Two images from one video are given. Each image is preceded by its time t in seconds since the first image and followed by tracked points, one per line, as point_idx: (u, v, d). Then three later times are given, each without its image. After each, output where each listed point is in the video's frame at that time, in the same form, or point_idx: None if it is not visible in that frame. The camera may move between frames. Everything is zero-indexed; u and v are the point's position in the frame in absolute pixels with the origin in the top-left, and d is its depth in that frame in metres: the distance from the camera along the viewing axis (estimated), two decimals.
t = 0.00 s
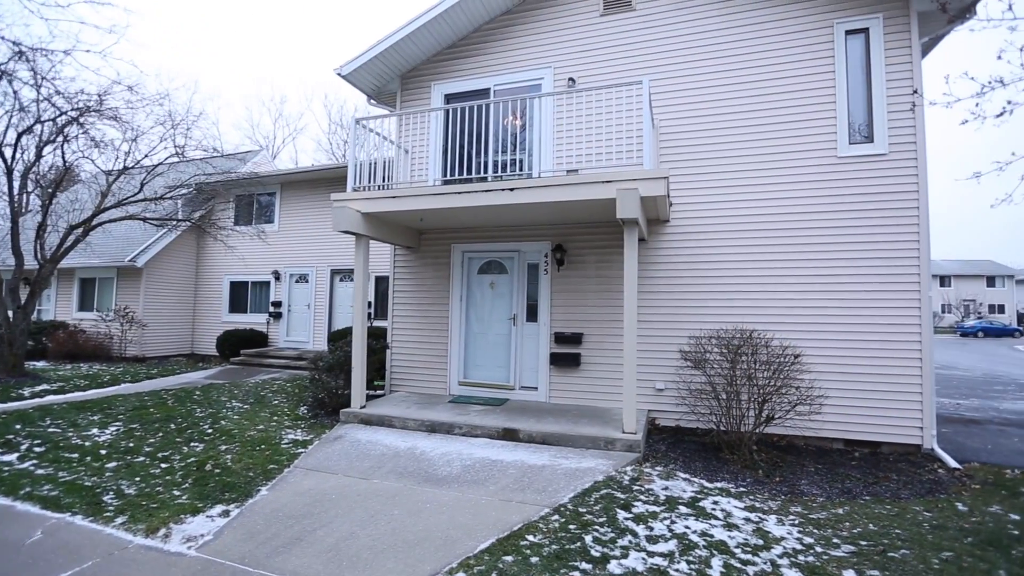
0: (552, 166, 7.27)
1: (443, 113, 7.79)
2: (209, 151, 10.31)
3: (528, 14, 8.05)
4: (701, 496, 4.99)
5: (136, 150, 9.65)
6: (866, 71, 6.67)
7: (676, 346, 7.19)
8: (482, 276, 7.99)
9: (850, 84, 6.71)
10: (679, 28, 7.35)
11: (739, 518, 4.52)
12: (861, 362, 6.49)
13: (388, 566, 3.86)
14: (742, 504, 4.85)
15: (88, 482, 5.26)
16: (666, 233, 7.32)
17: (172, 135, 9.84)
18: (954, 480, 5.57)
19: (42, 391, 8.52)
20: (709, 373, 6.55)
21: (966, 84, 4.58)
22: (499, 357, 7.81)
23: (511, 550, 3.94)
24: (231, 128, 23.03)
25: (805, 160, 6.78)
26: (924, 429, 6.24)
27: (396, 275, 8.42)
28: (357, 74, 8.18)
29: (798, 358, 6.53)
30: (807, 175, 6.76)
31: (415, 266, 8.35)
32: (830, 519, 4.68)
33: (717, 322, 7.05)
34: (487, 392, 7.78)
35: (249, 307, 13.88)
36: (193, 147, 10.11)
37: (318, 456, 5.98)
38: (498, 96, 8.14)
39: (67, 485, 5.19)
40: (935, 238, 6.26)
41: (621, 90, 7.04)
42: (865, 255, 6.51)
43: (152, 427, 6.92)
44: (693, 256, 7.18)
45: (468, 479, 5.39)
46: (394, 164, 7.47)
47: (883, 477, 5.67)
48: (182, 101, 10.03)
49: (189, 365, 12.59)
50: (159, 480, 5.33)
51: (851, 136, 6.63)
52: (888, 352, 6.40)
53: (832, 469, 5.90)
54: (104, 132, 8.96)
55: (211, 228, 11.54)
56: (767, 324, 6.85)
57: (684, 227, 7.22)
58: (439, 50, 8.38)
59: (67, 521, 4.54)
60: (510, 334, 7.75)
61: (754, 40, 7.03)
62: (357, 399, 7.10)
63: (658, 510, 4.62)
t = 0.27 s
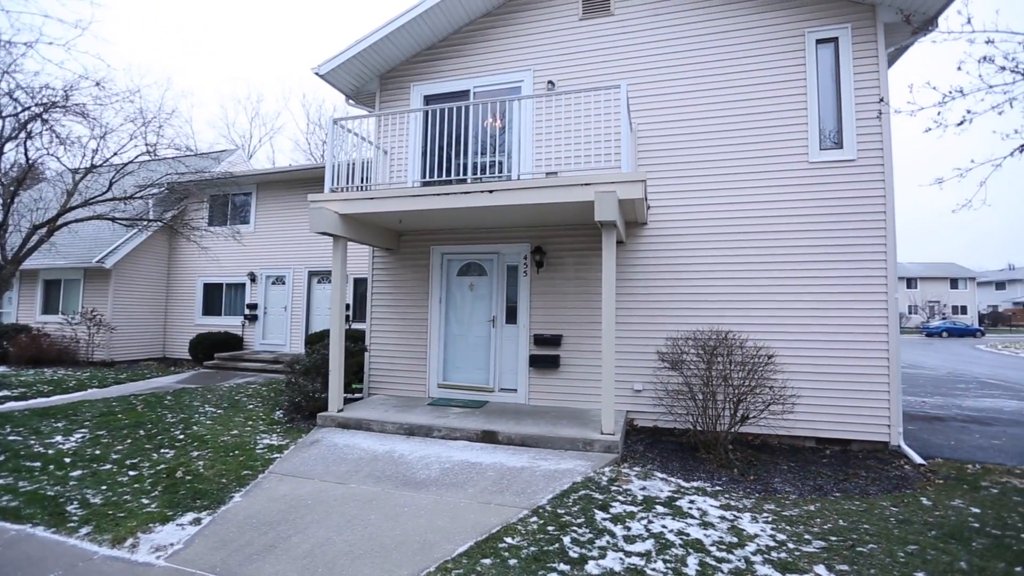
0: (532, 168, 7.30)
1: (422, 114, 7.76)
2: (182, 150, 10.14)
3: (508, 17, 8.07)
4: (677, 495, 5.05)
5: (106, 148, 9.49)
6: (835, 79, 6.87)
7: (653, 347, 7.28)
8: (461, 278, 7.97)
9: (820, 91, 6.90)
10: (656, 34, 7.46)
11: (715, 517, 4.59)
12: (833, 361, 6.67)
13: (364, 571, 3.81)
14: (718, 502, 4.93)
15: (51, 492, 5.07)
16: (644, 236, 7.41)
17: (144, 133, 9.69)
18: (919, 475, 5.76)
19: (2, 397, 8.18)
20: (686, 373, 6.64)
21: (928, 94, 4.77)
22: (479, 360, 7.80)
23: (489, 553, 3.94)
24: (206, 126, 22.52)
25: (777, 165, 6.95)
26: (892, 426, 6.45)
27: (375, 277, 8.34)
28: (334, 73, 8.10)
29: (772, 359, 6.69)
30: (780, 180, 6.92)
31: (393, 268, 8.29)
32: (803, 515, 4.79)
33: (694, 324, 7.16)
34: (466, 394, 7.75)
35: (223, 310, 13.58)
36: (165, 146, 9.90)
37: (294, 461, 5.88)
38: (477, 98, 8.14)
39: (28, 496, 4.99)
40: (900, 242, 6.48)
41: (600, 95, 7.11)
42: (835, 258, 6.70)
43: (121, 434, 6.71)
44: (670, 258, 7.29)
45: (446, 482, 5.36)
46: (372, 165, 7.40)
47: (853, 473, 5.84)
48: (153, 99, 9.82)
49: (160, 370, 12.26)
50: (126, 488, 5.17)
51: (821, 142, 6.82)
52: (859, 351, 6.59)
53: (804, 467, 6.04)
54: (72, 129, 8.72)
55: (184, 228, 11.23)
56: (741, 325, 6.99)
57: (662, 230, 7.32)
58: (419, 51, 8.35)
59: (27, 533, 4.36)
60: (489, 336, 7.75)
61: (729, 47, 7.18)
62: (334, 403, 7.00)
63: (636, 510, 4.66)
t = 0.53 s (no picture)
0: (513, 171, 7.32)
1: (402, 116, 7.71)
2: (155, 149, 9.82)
3: (489, 21, 8.08)
4: (656, 496, 5.09)
5: (74, 148, 9.19)
6: (808, 87, 7.06)
7: (632, 350, 7.35)
8: (441, 281, 7.94)
9: (793, 98, 7.07)
10: (635, 40, 7.56)
11: (693, 517, 4.64)
12: (808, 362, 6.82)
13: None
14: (696, 503, 4.98)
15: (12, 503, 4.87)
16: (624, 240, 7.48)
17: (115, 131, 9.43)
18: (889, 473, 5.93)
19: None
20: (664, 375, 6.71)
21: (895, 102, 4.92)
22: (460, 363, 7.77)
23: (469, 557, 3.92)
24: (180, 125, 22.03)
25: (752, 170, 7.09)
26: (862, 425, 6.63)
27: (354, 280, 8.25)
28: (312, 74, 8.00)
29: (748, 360, 6.81)
30: (756, 185, 7.06)
31: (373, 271, 8.22)
32: (779, 513, 4.88)
33: (672, 326, 7.25)
34: (447, 398, 7.71)
35: (198, 313, 13.28)
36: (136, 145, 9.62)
37: (270, 467, 5.76)
38: (458, 100, 8.13)
39: None
40: (870, 246, 6.67)
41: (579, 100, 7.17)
42: (808, 262, 6.86)
43: (89, 442, 6.50)
44: (649, 261, 7.37)
45: (426, 486, 5.31)
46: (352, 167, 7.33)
47: (826, 472, 5.98)
48: (126, 96, 9.60)
49: (130, 375, 11.92)
50: (93, 498, 5.00)
51: (795, 148, 6.99)
52: (832, 352, 6.75)
53: (780, 466, 6.16)
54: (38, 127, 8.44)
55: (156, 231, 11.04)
56: (718, 327, 7.11)
57: (641, 233, 7.41)
58: (399, 53, 8.31)
59: None
60: (470, 339, 7.73)
61: (706, 54, 7.31)
62: (311, 407, 6.90)
63: (615, 511, 4.68)
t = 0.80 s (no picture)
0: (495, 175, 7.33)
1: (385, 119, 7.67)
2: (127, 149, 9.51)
3: (472, 25, 8.10)
4: (637, 499, 5.11)
5: (43, 147, 8.98)
6: (783, 96, 7.23)
7: (613, 354, 7.40)
8: (423, 285, 7.89)
9: (769, 106, 7.23)
10: (616, 47, 7.65)
11: (673, 519, 4.67)
12: (785, 364, 6.94)
13: None
14: (676, 505, 5.02)
15: None
16: (605, 244, 7.53)
17: (87, 130, 9.24)
18: (863, 473, 6.06)
19: None
20: (645, 379, 6.76)
21: (866, 111, 5.06)
22: (442, 368, 7.72)
23: (450, 564, 3.88)
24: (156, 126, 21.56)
25: (730, 176, 7.22)
26: (837, 426, 6.77)
27: (334, 285, 8.15)
28: (293, 76, 7.93)
29: (727, 363, 6.95)
30: (733, 190, 7.19)
31: (354, 275, 8.13)
32: (758, 514, 4.95)
33: (652, 330, 7.31)
34: (429, 403, 7.65)
35: (173, 319, 12.99)
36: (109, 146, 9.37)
37: (248, 476, 5.64)
38: (440, 104, 8.12)
39: None
40: (843, 251, 6.84)
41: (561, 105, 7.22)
42: (784, 267, 7.01)
43: (56, 452, 6.27)
44: (630, 266, 7.44)
45: (408, 492, 5.24)
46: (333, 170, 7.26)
47: (802, 472, 6.10)
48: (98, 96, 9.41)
49: (101, 382, 11.57)
50: (61, 510, 4.82)
51: (771, 155, 7.14)
52: (809, 354, 6.89)
53: (758, 467, 6.25)
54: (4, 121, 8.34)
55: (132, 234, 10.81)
56: (697, 331, 7.20)
57: (622, 238, 7.47)
58: (381, 56, 8.28)
59: None
60: (452, 344, 7.69)
61: (685, 62, 7.44)
62: (291, 414, 6.78)
63: (597, 515, 4.69)
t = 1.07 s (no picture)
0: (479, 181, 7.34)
1: (368, 124, 7.64)
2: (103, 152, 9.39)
3: (456, 32, 8.12)
4: (621, 504, 5.13)
5: (15, 148, 8.86)
6: (762, 105, 7.37)
7: (596, 359, 7.43)
8: (407, 291, 7.86)
9: (748, 115, 7.37)
10: (599, 55, 7.73)
11: (656, 524, 4.70)
12: (766, 369, 7.04)
13: None
14: (660, 509, 5.05)
15: None
16: (588, 250, 7.58)
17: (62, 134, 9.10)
18: (841, 474, 6.16)
19: None
20: (628, 384, 6.79)
21: (842, 122, 5.19)
22: (426, 374, 7.68)
23: (432, 573, 3.85)
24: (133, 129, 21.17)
25: (710, 183, 7.32)
26: (816, 429, 6.88)
27: (316, 291, 8.07)
28: (275, 80, 7.88)
29: (709, 367, 7.03)
30: (714, 197, 7.30)
31: (336, 281, 8.06)
32: (739, 516, 5.00)
33: (635, 335, 7.36)
34: (412, 410, 7.60)
35: (150, 325, 12.74)
36: (85, 147, 9.24)
37: (227, 486, 5.54)
38: (424, 110, 8.12)
39: None
40: (820, 257, 6.98)
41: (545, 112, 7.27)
42: (764, 272, 7.12)
43: (26, 464, 6.08)
44: (613, 272, 7.49)
45: (391, 501, 5.20)
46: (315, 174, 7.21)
47: (782, 474, 6.20)
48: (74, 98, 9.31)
49: (74, 391, 11.28)
50: (30, 524, 4.67)
51: (750, 163, 7.27)
52: (789, 359, 6.99)
53: (739, 470, 6.32)
54: None
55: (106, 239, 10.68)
56: (679, 336, 7.27)
57: (605, 244, 7.53)
58: (365, 62, 8.26)
59: None
60: (436, 350, 7.66)
61: (666, 71, 7.54)
62: (272, 422, 6.68)
63: (581, 521, 4.69)
